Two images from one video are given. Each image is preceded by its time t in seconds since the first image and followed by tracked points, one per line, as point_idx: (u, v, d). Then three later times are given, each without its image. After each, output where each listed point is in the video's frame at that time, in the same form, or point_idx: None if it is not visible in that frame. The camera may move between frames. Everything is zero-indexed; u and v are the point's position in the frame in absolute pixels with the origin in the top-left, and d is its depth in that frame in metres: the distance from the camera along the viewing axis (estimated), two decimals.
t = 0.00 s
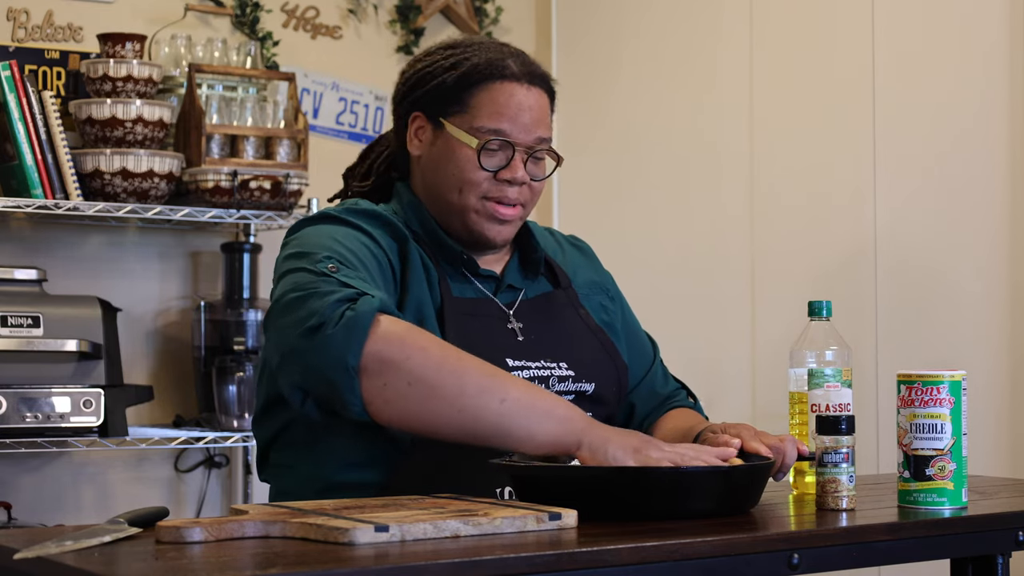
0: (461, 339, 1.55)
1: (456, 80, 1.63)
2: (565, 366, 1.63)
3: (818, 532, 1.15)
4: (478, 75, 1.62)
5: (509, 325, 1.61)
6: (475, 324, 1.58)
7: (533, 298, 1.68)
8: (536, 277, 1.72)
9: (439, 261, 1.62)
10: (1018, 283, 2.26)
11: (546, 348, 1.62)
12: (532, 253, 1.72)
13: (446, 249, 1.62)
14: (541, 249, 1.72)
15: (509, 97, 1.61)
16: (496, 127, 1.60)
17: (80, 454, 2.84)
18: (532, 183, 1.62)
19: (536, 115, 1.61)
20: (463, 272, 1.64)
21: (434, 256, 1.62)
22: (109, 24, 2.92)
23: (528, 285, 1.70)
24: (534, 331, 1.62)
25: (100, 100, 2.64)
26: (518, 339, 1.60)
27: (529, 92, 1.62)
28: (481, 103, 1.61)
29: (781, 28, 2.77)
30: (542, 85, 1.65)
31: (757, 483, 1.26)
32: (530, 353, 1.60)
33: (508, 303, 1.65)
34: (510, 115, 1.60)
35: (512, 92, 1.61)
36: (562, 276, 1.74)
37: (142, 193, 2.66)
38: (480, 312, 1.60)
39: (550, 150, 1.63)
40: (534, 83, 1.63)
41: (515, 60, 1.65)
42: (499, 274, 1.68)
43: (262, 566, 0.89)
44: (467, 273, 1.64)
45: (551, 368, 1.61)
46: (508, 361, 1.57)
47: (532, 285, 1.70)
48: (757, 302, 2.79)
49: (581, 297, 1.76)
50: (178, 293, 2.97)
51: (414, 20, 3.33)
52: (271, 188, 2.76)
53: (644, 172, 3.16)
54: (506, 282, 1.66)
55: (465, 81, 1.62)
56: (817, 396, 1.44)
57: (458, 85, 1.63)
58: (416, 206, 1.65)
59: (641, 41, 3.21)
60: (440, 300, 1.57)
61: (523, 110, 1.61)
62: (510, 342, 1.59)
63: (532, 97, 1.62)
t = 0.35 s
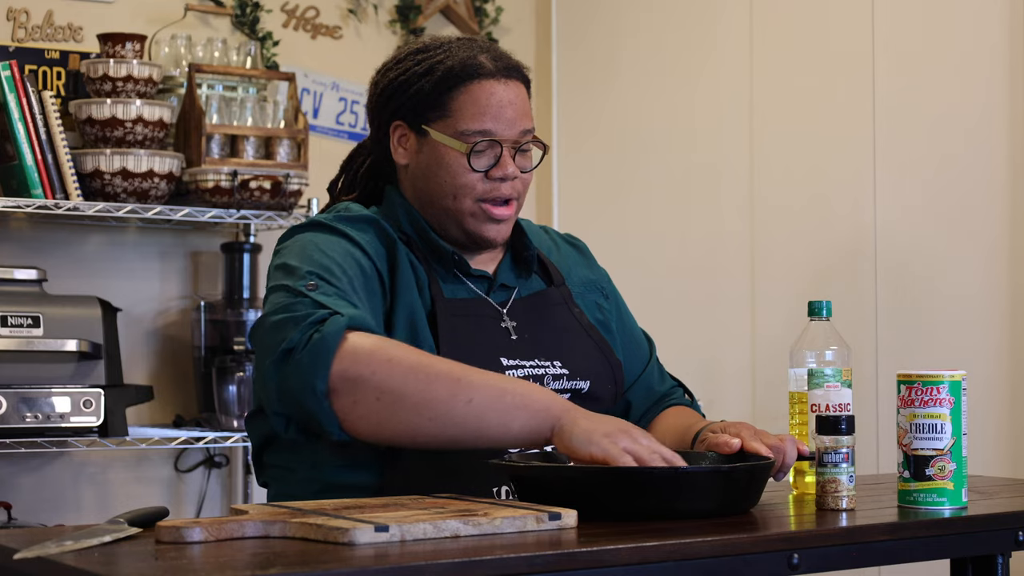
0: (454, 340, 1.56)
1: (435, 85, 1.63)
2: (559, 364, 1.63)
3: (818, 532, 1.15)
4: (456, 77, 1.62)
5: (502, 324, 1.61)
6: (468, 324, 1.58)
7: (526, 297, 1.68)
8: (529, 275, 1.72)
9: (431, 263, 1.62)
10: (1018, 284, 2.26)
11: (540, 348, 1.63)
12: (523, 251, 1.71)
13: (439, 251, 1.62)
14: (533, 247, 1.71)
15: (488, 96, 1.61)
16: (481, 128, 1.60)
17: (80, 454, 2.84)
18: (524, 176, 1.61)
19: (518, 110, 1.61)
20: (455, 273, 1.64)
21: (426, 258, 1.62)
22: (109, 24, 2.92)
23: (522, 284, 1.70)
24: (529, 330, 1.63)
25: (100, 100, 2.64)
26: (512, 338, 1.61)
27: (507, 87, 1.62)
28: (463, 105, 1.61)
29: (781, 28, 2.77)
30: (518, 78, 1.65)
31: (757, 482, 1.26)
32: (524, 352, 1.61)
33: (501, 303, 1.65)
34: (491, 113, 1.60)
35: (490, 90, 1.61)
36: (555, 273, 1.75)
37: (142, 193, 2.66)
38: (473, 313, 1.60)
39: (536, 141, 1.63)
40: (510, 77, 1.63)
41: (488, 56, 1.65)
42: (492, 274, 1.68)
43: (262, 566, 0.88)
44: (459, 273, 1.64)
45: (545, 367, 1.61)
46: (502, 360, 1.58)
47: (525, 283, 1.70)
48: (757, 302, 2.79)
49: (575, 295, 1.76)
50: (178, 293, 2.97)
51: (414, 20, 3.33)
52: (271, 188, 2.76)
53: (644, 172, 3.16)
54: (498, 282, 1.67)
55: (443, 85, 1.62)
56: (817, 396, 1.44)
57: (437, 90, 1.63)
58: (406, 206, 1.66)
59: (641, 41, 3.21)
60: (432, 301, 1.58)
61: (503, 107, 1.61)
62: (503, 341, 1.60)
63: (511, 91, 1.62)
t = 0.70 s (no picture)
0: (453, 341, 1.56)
1: (437, 91, 1.61)
2: (558, 364, 1.63)
3: (818, 532, 1.15)
4: (459, 86, 1.60)
5: (501, 324, 1.61)
6: (466, 325, 1.58)
7: (524, 296, 1.68)
8: (527, 274, 1.71)
9: (427, 263, 1.62)
10: (1018, 284, 2.26)
11: (539, 348, 1.63)
12: (522, 250, 1.71)
13: (433, 252, 1.62)
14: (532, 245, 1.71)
15: (490, 107, 1.59)
16: (481, 139, 1.58)
17: (80, 454, 2.84)
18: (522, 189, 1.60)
19: (520, 123, 1.59)
20: (452, 273, 1.63)
21: (422, 259, 1.62)
22: (109, 24, 2.92)
23: (520, 283, 1.70)
24: (527, 330, 1.63)
25: (100, 100, 2.64)
26: (511, 338, 1.60)
27: (511, 99, 1.60)
28: (465, 114, 1.59)
29: (781, 27, 2.77)
30: (524, 89, 1.62)
31: (756, 482, 1.26)
32: (523, 352, 1.60)
33: (499, 303, 1.65)
34: (493, 125, 1.58)
35: (494, 102, 1.59)
36: (553, 272, 1.75)
37: (142, 193, 2.66)
38: (470, 313, 1.60)
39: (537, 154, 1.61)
40: (516, 88, 1.61)
41: (495, 66, 1.62)
42: (490, 274, 1.67)
43: (262, 566, 0.88)
44: (456, 274, 1.64)
45: (545, 366, 1.61)
46: (501, 360, 1.57)
47: (523, 283, 1.70)
48: (757, 301, 2.79)
49: (574, 294, 1.76)
50: (178, 293, 2.97)
51: (414, 20, 3.33)
52: (271, 188, 2.77)
53: (644, 172, 3.16)
54: (496, 282, 1.66)
55: (446, 93, 1.61)
56: (817, 396, 1.44)
57: (439, 97, 1.61)
58: (402, 208, 1.66)
59: (641, 41, 3.21)
60: (429, 302, 1.59)
61: (505, 119, 1.58)
62: (503, 341, 1.59)
63: (514, 104, 1.59)
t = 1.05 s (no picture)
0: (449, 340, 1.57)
1: (426, 99, 1.59)
2: (555, 362, 1.65)
3: (818, 532, 1.15)
4: (447, 94, 1.58)
5: (497, 321, 1.62)
6: (462, 323, 1.59)
7: (521, 292, 1.69)
8: (525, 271, 1.72)
9: (421, 261, 1.63)
10: (1018, 284, 2.26)
11: (536, 346, 1.64)
12: (518, 247, 1.72)
13: (425, 252, 1.63)
14: (528, 242, 1.72)
15: (477, 117, 1.57)
16: (466, 150, 1.57)
17: (80, 454, 2.84)
18: (507, 198, 1.59)
19: (507, 133, 1.57)
20: (447, 270, 1.64)
21: (418, 257, 1.63)
22: (109, 23, 2.92)
23: (516, 280, 1.71)
24: (524, 327, 1.64)
25: (100, 100, 2.64)
26: (508, 335, 1.62)
27: (500, 109, 1.58)
28: (452, 123, 1.58)
29: (781, 27, 2.77)
30: (514, 98, 1.59)
31: (758, 483, 1.26)
32: (520, 349, 1.62)
33: (495, 300, 1.67)
34: (479, 136, 1.56)
35: (481, 112, 1.57)
36: (551, 268, 1.76)
37: (142, 193, 2.67)
38: (467, 310, 1.61)
39: (524, 162, 1.60)
40: (505, 97, 1.58)
41: (485, 73, 1.60)
42: (487, 271, 1.69)
43: (262, 566, 0.88)
44: (451, 270, 1.65)
45: (541, 364, 1.63)
46: (497, 359, 1.59)
47: (520, 279, 1.71)
48: (757, 302, 2.79)
49: (571, 290, 1.77)
50: (178, 293, 2.97)
51: (414, 20, 3.33)
52: (271, 188, 2.77)
53: (644, 173, 3.16)
54: (492, 278, 1.68)
55: (435, 101, 1.59)
56: (817, 396, 1.44)
57: (428, 105, 1.60)
58: (394, 210, 1.66)
59: (641, 41, 3.21)
60: (426, 301, 1.59)
61: (492, 130, 1.57)
62: (499, 339, 1.61)
63: (502, 113, 1.57)
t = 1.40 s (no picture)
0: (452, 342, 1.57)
1: (436, 112, 1.59)
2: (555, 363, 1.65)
3: (818, 532, 1.15)
4: (456, 111, 1.57)
5: (497, 325, 1.63)
6: (464, 326, 1.60)
7: (521, 295, 1.69)
8: (523, 275, 1.72)
9: (421, 268, 1.63)
10: (1018, 283, 2.26)
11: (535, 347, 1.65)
12: (517, 250, 1.72)
13: (424, 259, 1.63)
14: (526, 245, 1.72)
15: (485, 136, 1.56)
16: (471, 167, 1.56)
17: (80, 454, 2.83)
18: (509, 216, 1.59)
19: (513, 154, 1.57)
20: (447, 277, 1.65)
21: (417, 264, 1.63)
22: (109, 23, 2.92)
23: (516, 282, 1.71)
24: (524, 330, 1.65)
25: (100, 100, 2.64)
26: (508, 338, 1.63)
27: (509, 129, 1.57)
28: (459, 139, 1.57)
29: (781, 27, 2.77)
30: (524, 117, 1.59)
31: (758, 482, 1.25)
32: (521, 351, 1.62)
33: (495, 304, 1.67)
34: (486, 155, 1.56)
35: (490, 130, 1.56)
36: (550, 270, 1.76)
37: (141, 193, 2.67)
38: (467, 314, 1.61)
39: (528, 182, 1.60)
40: (516, 117, 1.58)
41: (497, 91, 1.59)
42: (486, 274, 1.68)
43: (262, 566, 0.88)
44: (451, 278, 1.65)
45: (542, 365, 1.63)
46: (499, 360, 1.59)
47: (519, 283, 1.71)
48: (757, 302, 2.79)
49: (570, 291, 1.77)
50: (178, 293, 2.97)
51: (414, 20, 3.33)
52: (271, 188, 2.77)
53: (644, 173, 3.16)
54: (492, 282, 1.68)
55: (444, 115, 1.58)
56: (817, 396, 1.44)
57: (437, 118, 1.59)
58: (394, 215, 1.67)
59: (641, 41, 3.21)
60: (427, 305, 1.60)
61: (499, 149, 1.56)
62: (500, 341, 1.61)
63: (511, 133, 1.57)
